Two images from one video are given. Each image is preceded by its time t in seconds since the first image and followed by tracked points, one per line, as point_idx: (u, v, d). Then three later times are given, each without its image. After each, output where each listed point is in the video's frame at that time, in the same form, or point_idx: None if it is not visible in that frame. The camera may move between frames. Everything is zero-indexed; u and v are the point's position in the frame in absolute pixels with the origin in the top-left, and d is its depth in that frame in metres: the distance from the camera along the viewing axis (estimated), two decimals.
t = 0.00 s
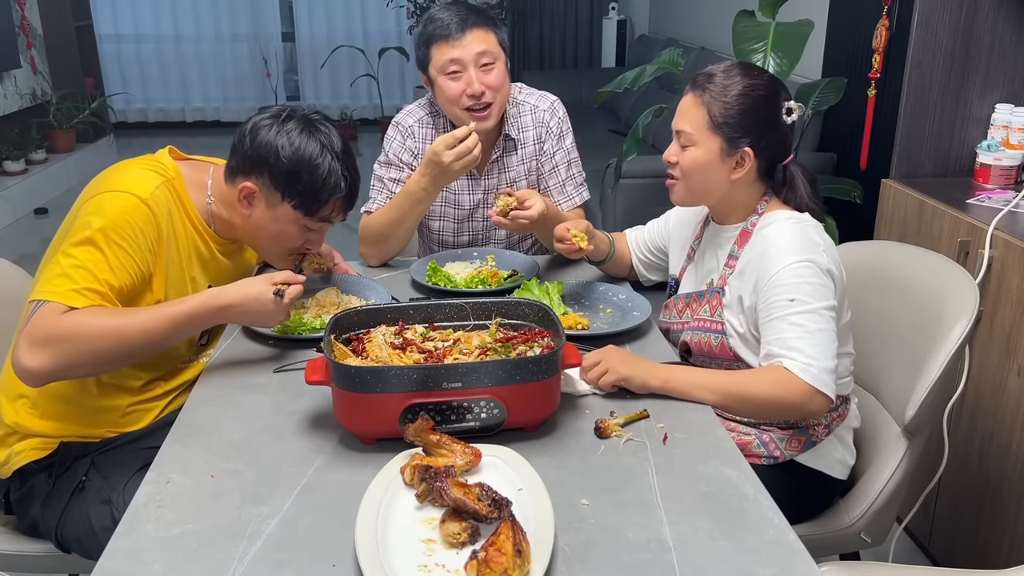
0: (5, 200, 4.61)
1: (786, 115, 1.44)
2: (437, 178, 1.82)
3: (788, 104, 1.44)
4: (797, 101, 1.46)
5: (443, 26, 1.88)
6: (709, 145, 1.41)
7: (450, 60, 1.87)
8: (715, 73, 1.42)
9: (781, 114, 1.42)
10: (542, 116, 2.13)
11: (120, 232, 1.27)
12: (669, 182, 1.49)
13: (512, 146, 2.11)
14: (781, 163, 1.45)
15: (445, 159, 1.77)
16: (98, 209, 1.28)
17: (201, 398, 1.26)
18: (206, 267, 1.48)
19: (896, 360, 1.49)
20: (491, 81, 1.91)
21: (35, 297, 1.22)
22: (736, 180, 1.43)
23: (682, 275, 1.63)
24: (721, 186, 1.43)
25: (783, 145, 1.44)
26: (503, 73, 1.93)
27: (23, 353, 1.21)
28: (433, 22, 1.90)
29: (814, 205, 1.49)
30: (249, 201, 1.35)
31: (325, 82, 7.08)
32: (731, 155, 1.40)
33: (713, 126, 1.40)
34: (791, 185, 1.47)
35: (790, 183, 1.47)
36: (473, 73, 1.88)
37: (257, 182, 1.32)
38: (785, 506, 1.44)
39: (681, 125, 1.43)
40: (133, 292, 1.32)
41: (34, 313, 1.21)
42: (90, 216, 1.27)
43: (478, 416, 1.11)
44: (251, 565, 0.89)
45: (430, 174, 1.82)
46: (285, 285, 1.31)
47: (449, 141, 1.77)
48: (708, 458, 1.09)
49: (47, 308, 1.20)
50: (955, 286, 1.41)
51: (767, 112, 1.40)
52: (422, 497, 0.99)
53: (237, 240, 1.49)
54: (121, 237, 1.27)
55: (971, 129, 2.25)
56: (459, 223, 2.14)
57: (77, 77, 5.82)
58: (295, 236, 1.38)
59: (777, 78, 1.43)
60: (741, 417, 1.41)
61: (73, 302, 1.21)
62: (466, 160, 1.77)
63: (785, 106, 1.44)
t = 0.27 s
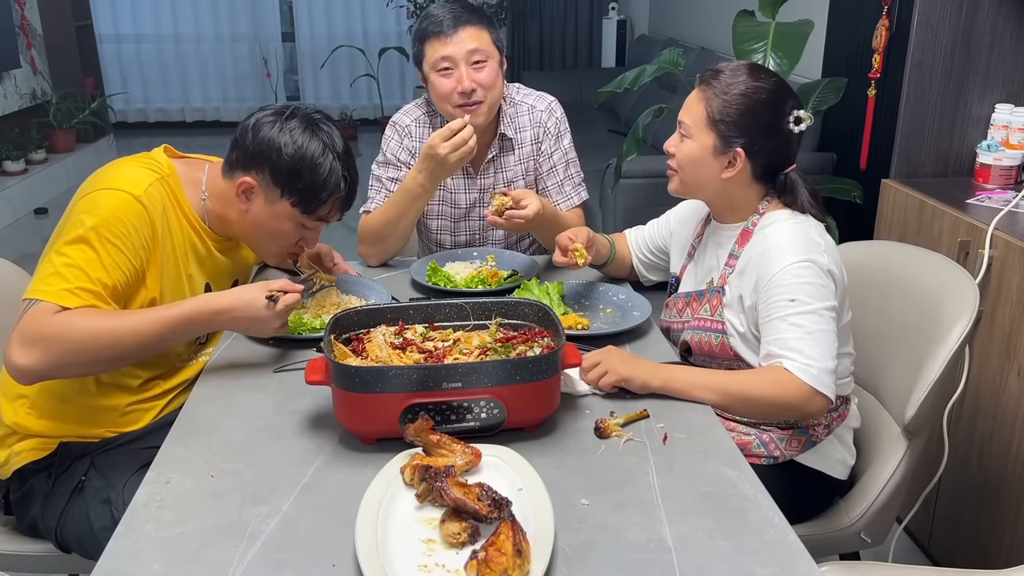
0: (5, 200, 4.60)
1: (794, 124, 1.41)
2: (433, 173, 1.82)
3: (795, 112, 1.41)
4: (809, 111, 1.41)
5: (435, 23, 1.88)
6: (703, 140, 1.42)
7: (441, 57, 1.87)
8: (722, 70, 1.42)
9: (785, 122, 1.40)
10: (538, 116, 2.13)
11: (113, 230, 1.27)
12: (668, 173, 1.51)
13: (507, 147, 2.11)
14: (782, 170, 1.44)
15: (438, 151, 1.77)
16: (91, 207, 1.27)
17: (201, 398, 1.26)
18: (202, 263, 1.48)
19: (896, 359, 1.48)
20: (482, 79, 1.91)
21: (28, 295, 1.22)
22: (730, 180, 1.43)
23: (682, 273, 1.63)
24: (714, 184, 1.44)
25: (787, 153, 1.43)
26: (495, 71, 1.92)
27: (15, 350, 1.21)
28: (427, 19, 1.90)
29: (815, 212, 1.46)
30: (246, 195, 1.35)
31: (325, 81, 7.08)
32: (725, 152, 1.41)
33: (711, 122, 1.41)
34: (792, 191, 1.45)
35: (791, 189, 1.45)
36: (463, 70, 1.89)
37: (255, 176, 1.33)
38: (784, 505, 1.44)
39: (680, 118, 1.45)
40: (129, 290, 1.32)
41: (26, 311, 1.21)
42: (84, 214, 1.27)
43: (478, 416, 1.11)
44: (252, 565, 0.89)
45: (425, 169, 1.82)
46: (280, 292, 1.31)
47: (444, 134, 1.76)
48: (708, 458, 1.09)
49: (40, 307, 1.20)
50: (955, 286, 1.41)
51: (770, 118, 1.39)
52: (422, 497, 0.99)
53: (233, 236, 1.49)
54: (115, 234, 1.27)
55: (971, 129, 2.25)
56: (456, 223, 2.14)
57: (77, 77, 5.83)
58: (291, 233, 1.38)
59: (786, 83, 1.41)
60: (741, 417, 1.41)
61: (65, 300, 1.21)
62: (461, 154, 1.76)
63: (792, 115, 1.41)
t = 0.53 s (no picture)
0: (5, 200, 4.60)
1: (791, 124, 1.41)
2: (433, 173, 1.82)
3: (794, 113, 1.40)
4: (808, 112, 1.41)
5: (446, 22, 1.88)
6: (700, 140, 1.42)
7: (452, 57, 1.87)
8: (718, 70, 1.43)
9: (783, 121, 1.40)
10: (537, 116, 2.13)
11: (105, 229, 1.27)
12: (667, 173, 1.52)
13: (506, 147, 2.11)
14: (780, 172, 1.45)
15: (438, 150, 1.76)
16: (85, 206, 1.27)
17: (201, 398, 1.26)
18: (200, 260, 1.47)
19: (896, 359, 1.48)
20: (492, 79, 1.91)
21: (20, 295, 1.23)
22: (726, 180, 1.43)
23: (681, 272, 1.63)
24: (710, 184, 1.44)
25: (786, 154, 1.43)
26: (504, 72, 1.93)
27: (5, 349, 1.22)
28: (437, 17, 1.90)
29: (814, 212, 1.46)
30: (243, 188, 1.35)
31: (325, 81, 7.07)
32: (720, 153, 1.41)
33: (706, 122, 1.41)
34: (790, 190, 1.45)
35: (789, 189, 1.45)
36: (474, 70, 1.89)
37: (252, 168, 1.33)
38: (784, 505, 1.44)
39: (678, 119, 1.46)
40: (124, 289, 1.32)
41: (17, 310, 1.22)
42: (78, 213, 1.27)
43: (478, 416, 1.11)
44: (252, 565, 0.89)
45: (425, 169, 1.82)
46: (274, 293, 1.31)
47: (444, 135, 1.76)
48: (708, 458, 1.09)
49: (30, 306, 1.21)
50: (955, 286, 1.41)
51: (768, 118, 1.39)
52: (422, 497, 0.99)
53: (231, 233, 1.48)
54: (107, 233, 1.27)
55: (971, 129, 2.25)
56: (454, 222, 2.14)
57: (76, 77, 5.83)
58: (288, 226, 1.37)
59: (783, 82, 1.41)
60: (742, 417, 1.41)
61: (55, 300, 1.21)
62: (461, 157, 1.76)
63: (791, 115, 1.40)
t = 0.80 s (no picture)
0: (5, 200, 4.60)
1: (788, 124, 1.40)
2: (435, 173, 1.82)
3: (790, 113, 1.40)
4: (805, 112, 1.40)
5: (468, 28, 1.89)
6: (695, 141, 1.43)
7: (475, 62, 1.87)
8: (713, 71, 1.43)
9: (780, 120, 1.40)
10: (537, 117, 2.13)
11: (100, 229, 1.27)
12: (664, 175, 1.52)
13: (507, 146, 2.11)
14: (778, 173, 1.45)
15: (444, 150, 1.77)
16: (81, 206, 1.28)
17: (201, 398, 1.26)
18: (198, 260, 1.47)
19: (895, 359, 1.48)
20: (511, 83, 1.93)
21: (14, 297, 1.23)
22: (722, 180, 1.43)
23: (680, 272, 1.63)
24: (707, 184, 1.45)
25: (783, 154, 1.42)
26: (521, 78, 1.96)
27: None
28: (456, 22, 1.90)
29: (813, 213, 1.46)
30: (243, 188, 1.35)
31: (325, 81, 7.07)
32: (715, 153, 1.41)
33: (701, 124, 1.42)
34: (787, 190, 1.45)
35: (788, 189, 1.45)
36: (496, 74, 1.90)
37: (252, 167, 1.33)
38: (784, 505, 1.43)
39: (674, 121, 1.47)
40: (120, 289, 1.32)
41: (11, 311, 1.22)
42: (74, 213, 1.27)
43: (478, 416, 1.11)
44: (252, 565, 0.89)
45: (427, 168, 1.82)
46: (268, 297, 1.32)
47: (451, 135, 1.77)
48: (708, 458, 1.09)
49: (23, 308, 1.21)
50: (955, 286, 1.41)
51: (764, 118, 1.39)
52: (422, 497, 0.99)
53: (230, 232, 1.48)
54: (102, 233, 1.27)
55: (971, 129, 2.25)
56: (453, 222, 2.14)
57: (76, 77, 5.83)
58: (287, 224, 1.37)
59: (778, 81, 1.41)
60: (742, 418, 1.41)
61: (49, 303, 1.21)
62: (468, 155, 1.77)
63: (787, 115, 1.40)
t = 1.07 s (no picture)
0: (5, 200, 4.60)
1: (782, 122, 1.41)
2: (435, 174, 1.82)
3: (784, 111, 1.41)
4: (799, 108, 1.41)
5: (474, 22, 1.90)
6: (689, 143, 1.43)
7: (481, 56, 1.87)
8: (704, 73, 1.44)
9: (773, 118, 1.40)
10: (539, 117, 2.13)
11: (99, 229, 1.27)
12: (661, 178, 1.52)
13: (511, 145, 2.11)
14: (773, 172, 1.45)
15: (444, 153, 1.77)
16: (79, 207, 1.28)
17: (201, 398, 1.26)
18: (198, 260, 1.47)
19: (896, 359, 1.48)
20: (516, 80, 1.93)
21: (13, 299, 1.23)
22: (717, 180, 1.43)
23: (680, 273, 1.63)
24: (703, 185, 1.44)
25: (778, 151, 1.43)
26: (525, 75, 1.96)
27: None
28: (462, 17, 1.91)
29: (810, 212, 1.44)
30: (242, 185, 1.35)
31: (325, 81, 7.07)
32: (709, 154, 1.41)
33: (694, 126, 1.42)
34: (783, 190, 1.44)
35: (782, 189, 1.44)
36: (502, 70, 1.89)
37: (250, 165, 1.33)
38: (784, 505, 1.43)
39: (668, 125, 1.47)
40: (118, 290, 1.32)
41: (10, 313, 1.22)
42: (72, 214, 1.27)
43: (478, 416, 1.10)
44: (252, 565, 0.89)
45: (428, 169, 1.82)
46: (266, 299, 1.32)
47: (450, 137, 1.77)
48: (708, 458, 1.09)
49: (21, 311, 1.21)
50: (955, 286, 1.41)
51: (758, 117, 1.39)
52: (422, 497, 0.99)
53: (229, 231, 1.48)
54: (101, 233, 1.27)
55: (971, 129, 2.25)
56: (455, 221, 2.13)
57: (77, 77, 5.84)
58: (286, 222, 1.37)
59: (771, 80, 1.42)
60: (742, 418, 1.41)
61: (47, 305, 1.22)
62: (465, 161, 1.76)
63: (781, 113, 1.41)
